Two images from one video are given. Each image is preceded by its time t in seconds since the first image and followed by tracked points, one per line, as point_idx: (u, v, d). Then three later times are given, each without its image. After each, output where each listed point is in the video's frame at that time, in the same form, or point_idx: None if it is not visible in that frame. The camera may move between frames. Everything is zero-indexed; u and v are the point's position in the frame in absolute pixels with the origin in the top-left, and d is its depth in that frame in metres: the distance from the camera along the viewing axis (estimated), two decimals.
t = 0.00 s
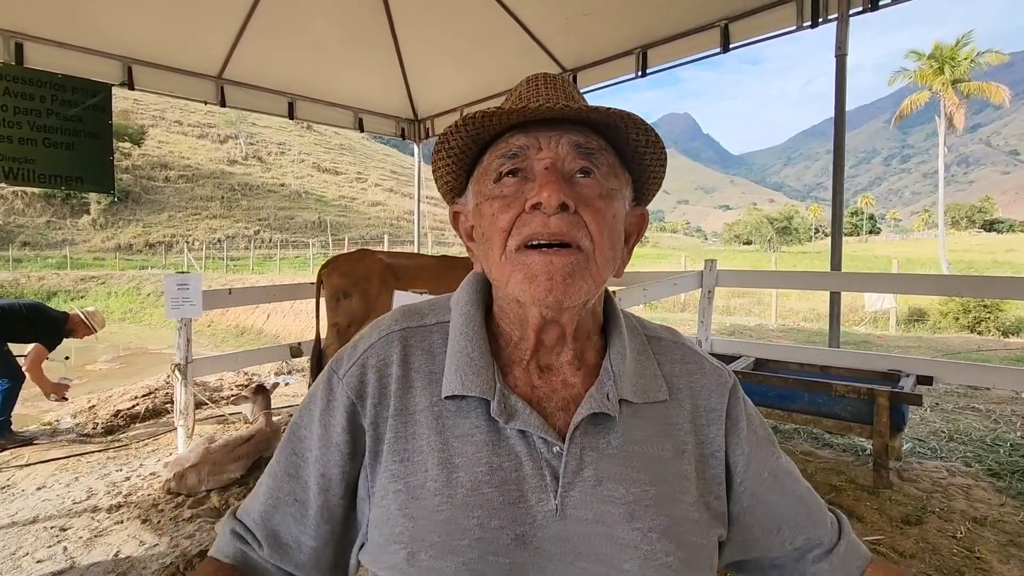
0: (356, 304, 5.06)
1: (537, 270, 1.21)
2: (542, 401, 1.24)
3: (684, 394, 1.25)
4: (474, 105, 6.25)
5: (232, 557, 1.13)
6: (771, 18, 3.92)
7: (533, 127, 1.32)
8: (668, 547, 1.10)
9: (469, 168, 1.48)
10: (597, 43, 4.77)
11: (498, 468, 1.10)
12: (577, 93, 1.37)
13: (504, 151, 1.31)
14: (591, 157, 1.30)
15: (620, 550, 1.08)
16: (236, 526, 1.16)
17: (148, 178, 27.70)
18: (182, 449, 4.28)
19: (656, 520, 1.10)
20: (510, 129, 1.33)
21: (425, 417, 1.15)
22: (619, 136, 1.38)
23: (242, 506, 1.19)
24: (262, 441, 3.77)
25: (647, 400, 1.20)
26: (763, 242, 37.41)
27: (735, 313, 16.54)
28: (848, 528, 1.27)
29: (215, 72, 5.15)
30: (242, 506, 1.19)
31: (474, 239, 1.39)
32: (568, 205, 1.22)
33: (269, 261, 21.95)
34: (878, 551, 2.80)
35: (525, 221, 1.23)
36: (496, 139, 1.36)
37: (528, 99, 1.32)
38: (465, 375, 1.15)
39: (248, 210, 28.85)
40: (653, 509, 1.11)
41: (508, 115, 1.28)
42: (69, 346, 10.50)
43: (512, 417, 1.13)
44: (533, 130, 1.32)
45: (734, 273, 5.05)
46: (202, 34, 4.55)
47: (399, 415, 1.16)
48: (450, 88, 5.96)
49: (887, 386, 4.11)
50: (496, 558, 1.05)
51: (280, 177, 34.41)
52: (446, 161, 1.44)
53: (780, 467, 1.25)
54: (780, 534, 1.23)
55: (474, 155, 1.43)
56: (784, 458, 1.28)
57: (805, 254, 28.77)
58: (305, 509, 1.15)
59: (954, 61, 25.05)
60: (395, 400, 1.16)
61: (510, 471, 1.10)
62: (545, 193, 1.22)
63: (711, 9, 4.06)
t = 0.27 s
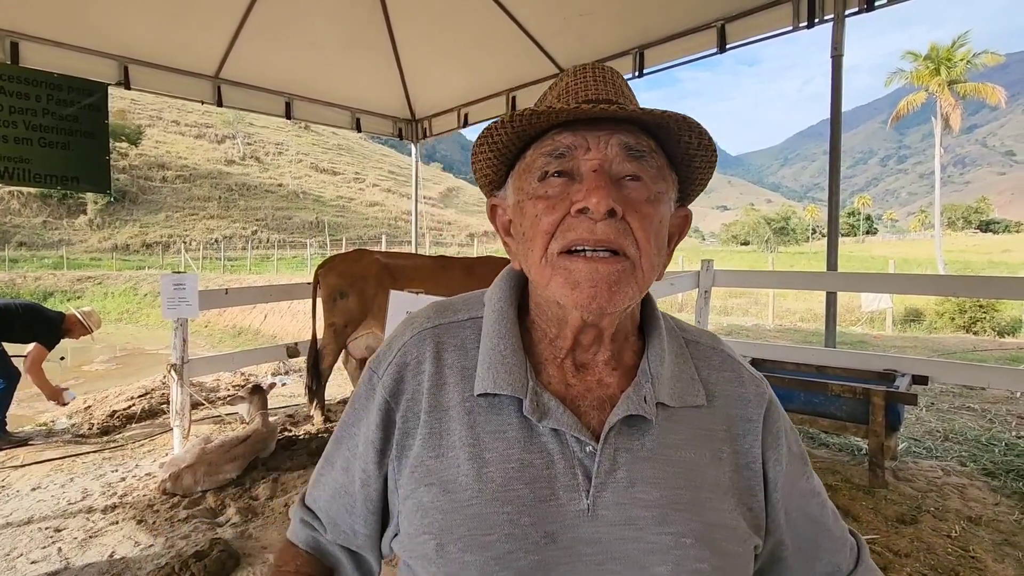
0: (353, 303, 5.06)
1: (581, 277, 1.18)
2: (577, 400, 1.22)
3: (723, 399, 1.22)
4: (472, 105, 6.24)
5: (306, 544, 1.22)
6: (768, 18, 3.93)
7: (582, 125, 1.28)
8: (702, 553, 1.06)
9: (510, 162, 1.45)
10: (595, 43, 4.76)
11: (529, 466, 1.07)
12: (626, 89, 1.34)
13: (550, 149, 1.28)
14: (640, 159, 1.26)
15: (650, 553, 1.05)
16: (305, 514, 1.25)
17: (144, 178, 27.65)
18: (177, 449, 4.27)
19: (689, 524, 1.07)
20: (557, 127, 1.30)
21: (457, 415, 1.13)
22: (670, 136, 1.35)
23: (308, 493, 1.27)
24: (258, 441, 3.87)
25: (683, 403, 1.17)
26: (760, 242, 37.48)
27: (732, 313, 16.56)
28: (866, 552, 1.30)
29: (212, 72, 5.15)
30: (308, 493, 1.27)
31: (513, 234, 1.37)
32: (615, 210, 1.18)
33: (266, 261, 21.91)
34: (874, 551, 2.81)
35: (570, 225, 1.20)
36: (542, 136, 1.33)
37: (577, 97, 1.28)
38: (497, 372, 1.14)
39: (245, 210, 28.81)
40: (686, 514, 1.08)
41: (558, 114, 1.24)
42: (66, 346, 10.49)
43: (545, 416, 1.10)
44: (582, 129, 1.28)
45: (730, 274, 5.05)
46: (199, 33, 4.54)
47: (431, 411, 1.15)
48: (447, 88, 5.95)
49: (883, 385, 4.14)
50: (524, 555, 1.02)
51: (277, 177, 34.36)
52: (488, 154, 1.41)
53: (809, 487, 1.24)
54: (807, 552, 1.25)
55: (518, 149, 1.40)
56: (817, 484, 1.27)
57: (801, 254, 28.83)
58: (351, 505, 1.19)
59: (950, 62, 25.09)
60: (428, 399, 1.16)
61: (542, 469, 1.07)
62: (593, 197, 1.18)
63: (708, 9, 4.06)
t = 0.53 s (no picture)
0: (350, 304, 5.06)
1: (649, 288, 1.15)
2: (608, 399, 1.23)
3: (752, 402, 1.22)
4: (470, 105, 6.24)
5: (334, 522, 1.24)
6: (764, 18, 3.94)
7: (645, 132, 1.26)
8: (726, 552, 1.07)
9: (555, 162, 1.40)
10: (592, 43, 4.76)
11: (558, 462, 1.08)
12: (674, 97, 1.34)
13: (611, 153, 1.25)
14: (696, 169, 1.27)
15: (674, 551, 1.05)
16: (333, 493, 1.26)
17: (141, 178, 27.58)
18: (174, 449, 4.26)
19: (713, 524, 1.08)
20: (619, 131, 1.26)
21: (487, 412, 1.13)
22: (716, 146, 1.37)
23: (336, 473, 1.29)
24: (254, 440, 3.87)
25: (712, 406, 1.18)
26: (757, 242, 37.58)
27: (729, 313, 16.58)
28: (895, 551, 1.28)
29: (209, 72, 5.14)
30: (337, 472, 1.29)
31: (556, 236, 1.33)
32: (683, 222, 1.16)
33: (263, 261, 21.87)
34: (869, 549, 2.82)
35: (634, 233, 1.17)
36: (599, 139, 1.29)
37: (641, 101, 1.24)
38: (529, 371, 1.14)
39: (242, 210, 28.75)
40: (713, 515, 1.08)
41: (632, 121, 1.19)
42: (61, 346, 10.46)
43: (576, 416, 1.11)
44: (644, 136, 1.26)
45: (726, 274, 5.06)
46: (196, 33, 4.53)
47: (461, 407, 1.15)
48: (444, 88, 5.95)
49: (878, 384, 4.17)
50: (551, 550, 1.03)
51: (275, 177, 34.31)
52: (540, 150, 1.32)
53: (834, 489, 1.24)
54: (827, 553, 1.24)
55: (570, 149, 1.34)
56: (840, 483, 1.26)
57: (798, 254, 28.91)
58: (376, 494, 1.20)
59: (946, 63, 25.17)
60: (457, 395, 1.16)
61: (570, 466, 1.07)
62: (664, 207, 1.15)
63: (704, 9, 4.07)
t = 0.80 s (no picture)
0: (347, 303, 5.06)
1: (657, 280, 1.15)
2: (611, 393, 1.24)
3: (750, 397, 1.23)
4: (467, 104, 6.24)
5: (317, 518, 1.22)
6: (760, 18, 3.95)
7: (650, 129, 1.27)
8: (733, 549, 1.07)
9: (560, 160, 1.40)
10: (589, 43, 4.77)
11: (565, 458, 1.08)
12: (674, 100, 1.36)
13: (617, 149, 1.25)
14: (699, 168, 1.28)
15: (682, 549, 1.05)
16: (320, 489, 1.25)
17: (138, 178, 27.52)
18: (170, 450, 4.25)
19: (720, 521, 1.08)
20: (625, 128, 1.27)
21: (491, 408, 1.13)
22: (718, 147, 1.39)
23: (322, 467, 1.27)
24: (250, 441, 3.88)
25: (714, 400, 1.18)
26: (755, 241, 37.66)
27: (726, 313, 16.61)
28: (886, 545, 1.27)
29: (205, 72, 5.13)
30: (322, 468, 1.27)
31: (561, 232, 1.33)
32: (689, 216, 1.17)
33: (260, 261, 21.84)
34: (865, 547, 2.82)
35: (642, 227, 1.17)
36: (604, 136, 1.29)
37: (647, 97, 1.26)
38: (535, 365, 1.14)
39: (240, 210, 28.71)
40: (719, 511, 1.08)
41: (640, 115, 1.20)
42: (58, 347, 10.43)
43: (581, 409, 1.11)
44: (650, 133, 1.26)
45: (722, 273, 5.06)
46: (192, 33, 4.52)
47: (463, 403, 1.15)
48: (442, 88, 5.95)
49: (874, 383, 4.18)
50: (561, 548, 1.03)
51: (272, 177, 34.26)
52: (548, 146, 1.32)
53: (828, 483, 1.25)
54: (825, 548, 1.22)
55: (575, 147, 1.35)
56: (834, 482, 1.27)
57: (795, 254, 28.94)
58: (371, 489, 1.19)
59: (942, 62, 25.21)
60: (460, 389, 1.16)
61: (577, 461, 1.08)
62: (672, 201, 1.16)
63: (701, 9, 4.07)
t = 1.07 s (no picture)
0: (347, 304, 5.06)
1: (624, 277, 1.17)
2: (589, 390, 1.24)
3: (720, 385, 1.27)
4: (466, 104, 6.24)
5: (277, 534, 1.15)
6: (758, 18, 3.95)
7: (610, 130, 1.29)
8: (715, 534, 1.09)
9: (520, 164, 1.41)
10: (588, 43, 4.77)
11: (549, 456, 1.08)
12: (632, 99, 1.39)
13: (580, 150, 1.27)
14: (660, 165, 1.31)
15: (669, 536, 1.06)
16: (279, 508, 1.18)
17: (137, 179, 27.50)
18: (171, 451, 4.25)
19: (704, 508, 1.10)
20: (586, 129, 1.28)
21: (470, 409, 1.13)
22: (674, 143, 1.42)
23: (280, 487, 1.22)
24: (251, 441, 3.87)
25: (688, 391, 1.21)
26: (754, 241, 37.67)
27: (726, 313, 16.61)
28: (858, 512, 1.28)
29: (204, 72, 5.13)
30: (280, 487, 1.21)
31: (528, 235, 1.33)
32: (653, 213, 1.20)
33: (260, 262, 21.83)
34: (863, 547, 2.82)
35: (610, 226, 1.19)
36: (565, 138, 1.31)
37: (605, 98, 1.27)
38: (513, 366, 1.14)
39: (240, 210, 28.70)
40: (701, 497, 1.11)
41: (600, 117, 1.22)
42: (57, 348, 10.42)
43: (561, 407, 1.12)
44: (610, 133, 1.28)
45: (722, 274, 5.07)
46: (191, 33, 4.53)
47: (441, 405, 1.15)
48: (441, 88, 5.95)
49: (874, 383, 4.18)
50: (553, 544, 1.03)
51: (272, 177, 34.25)
52: (511, 150, 1.32)
53: (802, 459, 1.28)
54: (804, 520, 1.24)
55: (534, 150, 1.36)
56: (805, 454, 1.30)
57: (795, 254, 28.92)
58: (344, 500, 1.16)
59: (941, 62, 25.16)
60: (436, 391, 1.16)
61: (562, 459, 1.08)
62: (637, 200, 1.18)
63: (699, 9, 4.08)
